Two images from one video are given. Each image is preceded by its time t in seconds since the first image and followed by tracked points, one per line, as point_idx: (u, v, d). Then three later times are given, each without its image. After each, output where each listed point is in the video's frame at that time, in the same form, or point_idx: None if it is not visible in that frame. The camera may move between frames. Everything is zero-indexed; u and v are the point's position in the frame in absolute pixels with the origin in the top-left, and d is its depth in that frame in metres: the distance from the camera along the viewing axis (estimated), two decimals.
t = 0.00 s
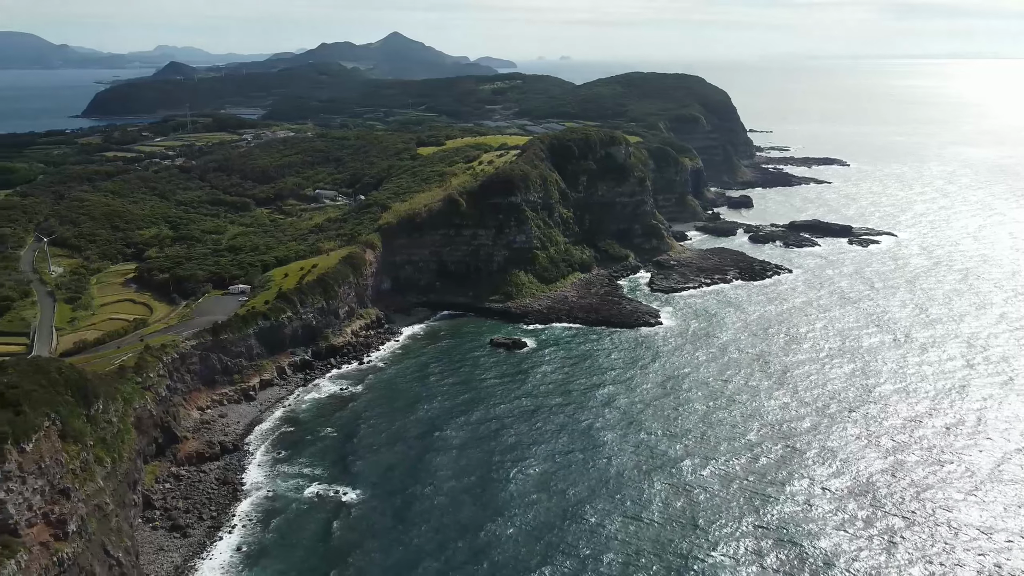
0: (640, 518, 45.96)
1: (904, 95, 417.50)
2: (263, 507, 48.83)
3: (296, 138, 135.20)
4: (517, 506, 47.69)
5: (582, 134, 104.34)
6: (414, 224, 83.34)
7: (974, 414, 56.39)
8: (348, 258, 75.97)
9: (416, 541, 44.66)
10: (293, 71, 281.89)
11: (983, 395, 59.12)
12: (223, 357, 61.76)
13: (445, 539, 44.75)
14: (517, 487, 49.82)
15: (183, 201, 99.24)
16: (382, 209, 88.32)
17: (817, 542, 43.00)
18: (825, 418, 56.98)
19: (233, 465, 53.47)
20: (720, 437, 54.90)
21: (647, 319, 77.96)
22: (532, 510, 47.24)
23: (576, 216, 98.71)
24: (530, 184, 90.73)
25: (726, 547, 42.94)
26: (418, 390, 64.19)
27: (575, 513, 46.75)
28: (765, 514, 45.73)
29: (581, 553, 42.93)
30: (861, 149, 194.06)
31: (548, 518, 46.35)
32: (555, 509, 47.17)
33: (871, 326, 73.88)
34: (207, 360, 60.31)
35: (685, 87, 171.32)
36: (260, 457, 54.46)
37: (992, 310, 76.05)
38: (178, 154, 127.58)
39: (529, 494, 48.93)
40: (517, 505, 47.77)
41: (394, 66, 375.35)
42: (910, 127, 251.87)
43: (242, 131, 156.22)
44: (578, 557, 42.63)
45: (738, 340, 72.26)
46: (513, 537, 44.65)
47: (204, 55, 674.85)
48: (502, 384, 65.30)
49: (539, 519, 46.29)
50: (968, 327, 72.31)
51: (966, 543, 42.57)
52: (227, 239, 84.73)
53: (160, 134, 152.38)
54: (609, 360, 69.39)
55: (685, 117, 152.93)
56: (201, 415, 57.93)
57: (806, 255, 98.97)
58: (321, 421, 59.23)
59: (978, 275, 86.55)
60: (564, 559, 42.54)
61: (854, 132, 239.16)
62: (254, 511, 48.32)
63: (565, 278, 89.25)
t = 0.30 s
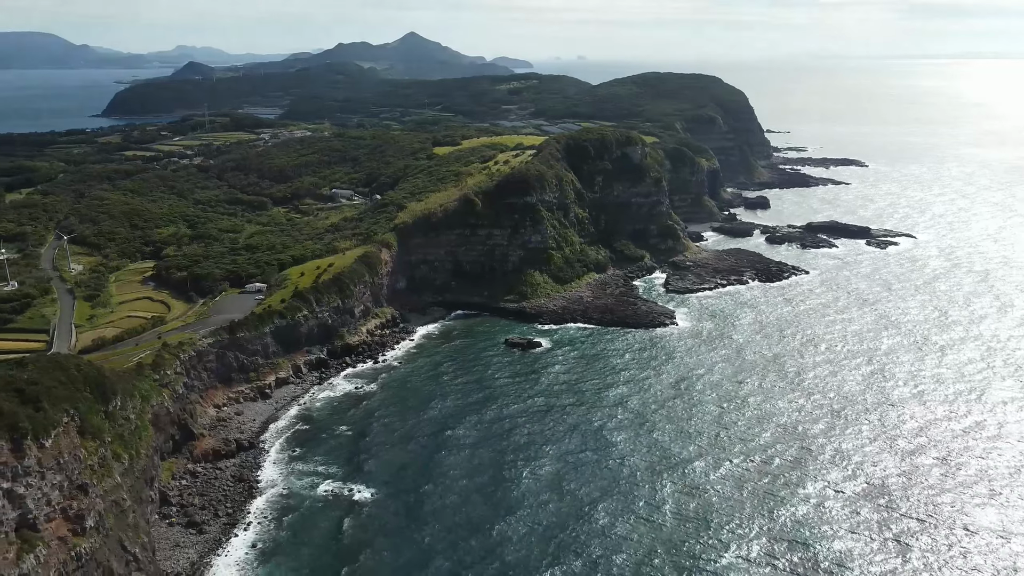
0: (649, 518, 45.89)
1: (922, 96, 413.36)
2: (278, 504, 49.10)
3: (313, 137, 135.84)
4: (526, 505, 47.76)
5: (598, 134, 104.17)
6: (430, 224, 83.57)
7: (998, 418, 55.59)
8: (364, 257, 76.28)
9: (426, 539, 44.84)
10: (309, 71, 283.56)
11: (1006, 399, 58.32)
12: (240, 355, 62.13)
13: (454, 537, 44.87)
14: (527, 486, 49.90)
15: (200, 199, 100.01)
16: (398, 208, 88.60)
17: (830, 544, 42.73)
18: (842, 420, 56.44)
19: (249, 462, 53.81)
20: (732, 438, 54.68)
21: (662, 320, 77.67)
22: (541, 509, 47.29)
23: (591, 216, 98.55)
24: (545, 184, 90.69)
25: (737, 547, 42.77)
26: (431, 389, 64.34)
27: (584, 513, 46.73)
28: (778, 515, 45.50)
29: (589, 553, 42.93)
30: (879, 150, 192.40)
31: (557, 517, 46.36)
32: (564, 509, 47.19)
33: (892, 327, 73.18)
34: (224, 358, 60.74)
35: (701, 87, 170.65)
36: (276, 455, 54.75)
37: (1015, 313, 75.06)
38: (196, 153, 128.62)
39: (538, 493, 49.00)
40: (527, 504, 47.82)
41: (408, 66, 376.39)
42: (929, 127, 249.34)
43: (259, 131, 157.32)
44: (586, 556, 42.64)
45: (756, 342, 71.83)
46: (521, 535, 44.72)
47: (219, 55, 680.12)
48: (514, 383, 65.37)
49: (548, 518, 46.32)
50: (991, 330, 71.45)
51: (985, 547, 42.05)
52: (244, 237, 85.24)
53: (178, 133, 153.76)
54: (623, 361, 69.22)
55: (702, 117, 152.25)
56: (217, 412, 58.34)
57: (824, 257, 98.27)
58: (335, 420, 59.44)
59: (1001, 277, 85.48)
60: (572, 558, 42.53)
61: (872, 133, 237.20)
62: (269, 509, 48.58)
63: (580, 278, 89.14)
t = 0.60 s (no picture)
0: (657, 518, 45.76)
1: (941, 97, 409.04)
2: (291, 502, 49.31)
3: (328, 137, 136.38)
4: (533, 504, 47.75)
5: (613, 134, 103.93)
6: (444, 224, 83.74)
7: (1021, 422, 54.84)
8: (378, 257, 76.51)
9: (433, 537, 44.93)
10: (324, 71, 285.04)
11: None
12: (254, 354, 62.44)
13: (461, 535, 44.93)
14: (534, 485, 49.89)
15: (216, 198, 100.70)
16: (412, 208, 88.83)
17: (841, 546, 42.52)
18: (855, 422, 56.02)
19: (263, 460, 54.08)
20: (744, 439, 54.45)
21: (676, 320, 77.35)
22: (548, 509, 47.26)
23: (605, 216, 98.39)
24: (559, 185, 90.61)
25: (747, 548, 42.54)
26: (443, 388, 64.45)
27: (591, 512, 46.68)
28: (791, 516, 45.24)
29: (595, 553, 42.86)
30: (896, 150, 190.72)
31: (564, 517, 46.30)
32: (571, 509, 47.13)
33: (911, 329, 72.58)
34: (238, 356, 61.10)
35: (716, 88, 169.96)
36: (290, 453, 54.97)
37: None
38: (213, 152, 129.52)
39: (545, 493, 49.00)
40: (533, 504, 47.81)
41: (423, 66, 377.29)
42: (948, 128, 246.91)
43: (275, 130, 158.27)
44: (592, 557, 42.55)
45: (772, 343, 71.46)
46: (527, 535, 44.70)
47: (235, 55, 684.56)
48: (524, 382, 65.41)
49: (554, 518, 46.28)
50: (1012, 333, 70.60)
51: (1000, 550, 41.57)
52: (259, 237, 85.71)
53: (195, 133, 155.01)
54: (635, 361, 69.07)
55: (717, 118, 151.65)
56: (231, 410, 58.70)
57: (840, 258, 97.57)
58: (348, 418, 59.64)
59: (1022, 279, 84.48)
60: (578, 558, 42.45)
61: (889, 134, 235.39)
62: (283, 507, 48.77)
63: (593, 278, 88.98)
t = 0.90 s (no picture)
0: (665, 518, 45.69)
1: (955, 97, 406.06)
2: (303, 500, 49.52)
3: (342, 136, 136.82)
4: (539, 503, 47.83)
5: (626, 134, 103.75)
6: (456, 223, 83.95)
7: None
8: (391, 256, 76.74)
9: (440, 535, 45.08)
10: (337, 71, 286.06)
11: None
12: (267, 352, 62.73)
13: (469, 534, 45.03)
14: (541, 485, 49.96)
15: (230, 197, 101.30)
16: (424, 207, 89.06)
17: (854, 547, 42.25)
18: (871, 424, 55.56)
19: (276, 458, 54.36)
20: (755, 439, 54.27)
21: (689, 321, 77.03)
22: (554, 507, 47.32)
23: (618, 216, 98.28)
24: (572, 185, 90.55)
25: (756, 549, 42.41)
26: (454, 387, 64.58)
27: (597, 512, 46.68)
28: (803, 517, 45.06)
29: (601, 552, 42.86)
30: (911, 151, 189.27)
31: (570, 516, 46.33)
32: (577, 508, 47.15)
33: (927, 331, 72.11)
34: (252, 354, 61.43)
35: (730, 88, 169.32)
36: (303, 451, 55.19)
37: None
38: (227, 151, 130.25)
39: (552, 492, 49.05)
40: (539, 503, 47.88)
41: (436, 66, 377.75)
42: (963, 129, 245.06)
43: (289, 130, 159.02)
44: (597, 556, 42.55)
45: (787, 344, 71.15)
46: (533, 534, 44.77)
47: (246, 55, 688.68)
48: (534, 381, 65.48)
49: (561, 517, 46.32)
50: None
51: (1019, 555, 41.08)
52: (273, 236, 86.14)
53: (210, 132, 155.95)
54: (646, 361, 68.93)
55: (730, 118, 151.12)
56: (244, 409, 59.02)
57: (855, 259, 97.00)
58: (361, 417, 59.84)
59: None
60: (583, 557, 42.46)
61: (904, 134, 233.81)
62: (295, 505, 48.97)
63: (606, 278, 88.92)
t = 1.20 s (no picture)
0: (671, 519, 45.60)
1: (968, 97, 403.11)
2: (313, 498, 49.71)
3: (355, 136, 137.28)
4: (543, 502, 47.94)
5: (638, 133, 103.51)
6: (468, 223, 84.09)
7: None
8: (403, 255, 76.92)
9: (444, 532, 45.29)
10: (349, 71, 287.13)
11: None
12: (279, 351, 62.97)
13: (476, 533, 45.11)
14: (546, 483, 50.09)
15: (243, 196, 101.88)
16: (436, 207, 89.26)
17: (872, 550, 41.78)
18: (887, 426, 55.06)
19: (288, 456, 54.60)
20: (766, 440, 54.04)
21: (701, 322, 76.71)
22: (557, 506, 47.45)
23: (630, 216, 98.14)
24: (584, 185, 90.48)
25: (764, 549, 42.27)
26: (463, 386, 64.69)
27: (600, 511, 46.74)
28: (816, 518, 44.81)
29: (603, 551, 42.91)
30: (927, 151, 187.80)
31: (573, 515, 46.44)
32: (581, 506, 47.26)
33: (943, 333, 71.59)
34: (264, 352, 61.72)
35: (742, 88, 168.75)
36: (314, 450, 55.37)
37: None
38: (240, 150, 131.03)
39: (557, 490, 49.15)
40: (544, 501, 47.98)
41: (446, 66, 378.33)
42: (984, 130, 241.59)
43: (301, 129, 159.76)
44: (600, 554, 42.62)
45: (801, 345, 70.81)
46: (537, 531, 44.88)
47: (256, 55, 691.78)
48: (543, 381, 65.53)
49: (564, 515, 46.40)
50: None
51: None
52: (285, 235, 86.56)
53: (223, 131, 156.88)
54: (656, 361, 68.77)
55: (743, 118, 150.55)
56: (257, 407, 59.32)
57: (868, 260, 96.42)
58: (371, 416, 60.00)
59: None
60: (584, 555, 42.55)
61: (917, 134, 232.38)
62: (306, 503, 49.12)
63: (617, 279, 88.83)
